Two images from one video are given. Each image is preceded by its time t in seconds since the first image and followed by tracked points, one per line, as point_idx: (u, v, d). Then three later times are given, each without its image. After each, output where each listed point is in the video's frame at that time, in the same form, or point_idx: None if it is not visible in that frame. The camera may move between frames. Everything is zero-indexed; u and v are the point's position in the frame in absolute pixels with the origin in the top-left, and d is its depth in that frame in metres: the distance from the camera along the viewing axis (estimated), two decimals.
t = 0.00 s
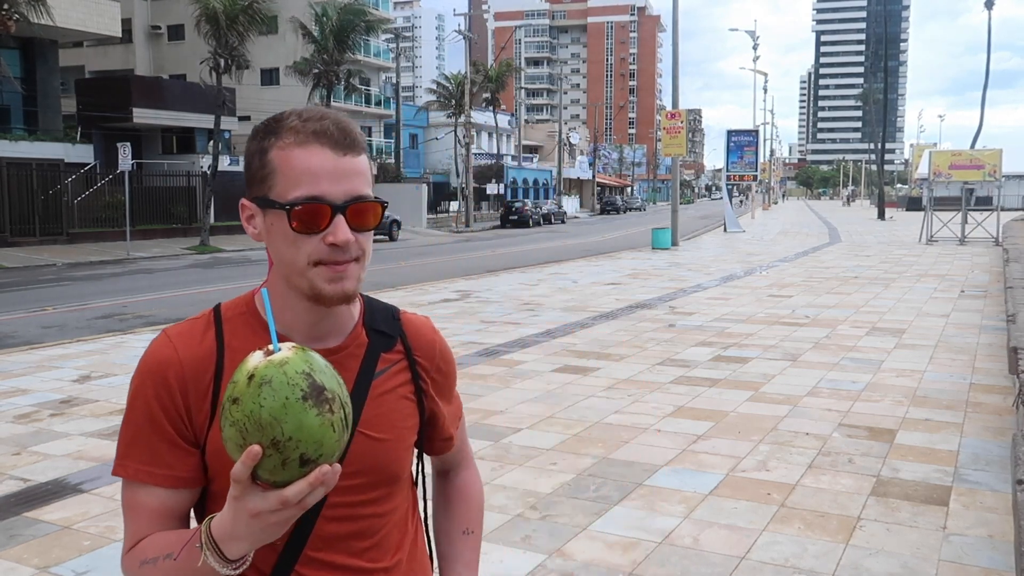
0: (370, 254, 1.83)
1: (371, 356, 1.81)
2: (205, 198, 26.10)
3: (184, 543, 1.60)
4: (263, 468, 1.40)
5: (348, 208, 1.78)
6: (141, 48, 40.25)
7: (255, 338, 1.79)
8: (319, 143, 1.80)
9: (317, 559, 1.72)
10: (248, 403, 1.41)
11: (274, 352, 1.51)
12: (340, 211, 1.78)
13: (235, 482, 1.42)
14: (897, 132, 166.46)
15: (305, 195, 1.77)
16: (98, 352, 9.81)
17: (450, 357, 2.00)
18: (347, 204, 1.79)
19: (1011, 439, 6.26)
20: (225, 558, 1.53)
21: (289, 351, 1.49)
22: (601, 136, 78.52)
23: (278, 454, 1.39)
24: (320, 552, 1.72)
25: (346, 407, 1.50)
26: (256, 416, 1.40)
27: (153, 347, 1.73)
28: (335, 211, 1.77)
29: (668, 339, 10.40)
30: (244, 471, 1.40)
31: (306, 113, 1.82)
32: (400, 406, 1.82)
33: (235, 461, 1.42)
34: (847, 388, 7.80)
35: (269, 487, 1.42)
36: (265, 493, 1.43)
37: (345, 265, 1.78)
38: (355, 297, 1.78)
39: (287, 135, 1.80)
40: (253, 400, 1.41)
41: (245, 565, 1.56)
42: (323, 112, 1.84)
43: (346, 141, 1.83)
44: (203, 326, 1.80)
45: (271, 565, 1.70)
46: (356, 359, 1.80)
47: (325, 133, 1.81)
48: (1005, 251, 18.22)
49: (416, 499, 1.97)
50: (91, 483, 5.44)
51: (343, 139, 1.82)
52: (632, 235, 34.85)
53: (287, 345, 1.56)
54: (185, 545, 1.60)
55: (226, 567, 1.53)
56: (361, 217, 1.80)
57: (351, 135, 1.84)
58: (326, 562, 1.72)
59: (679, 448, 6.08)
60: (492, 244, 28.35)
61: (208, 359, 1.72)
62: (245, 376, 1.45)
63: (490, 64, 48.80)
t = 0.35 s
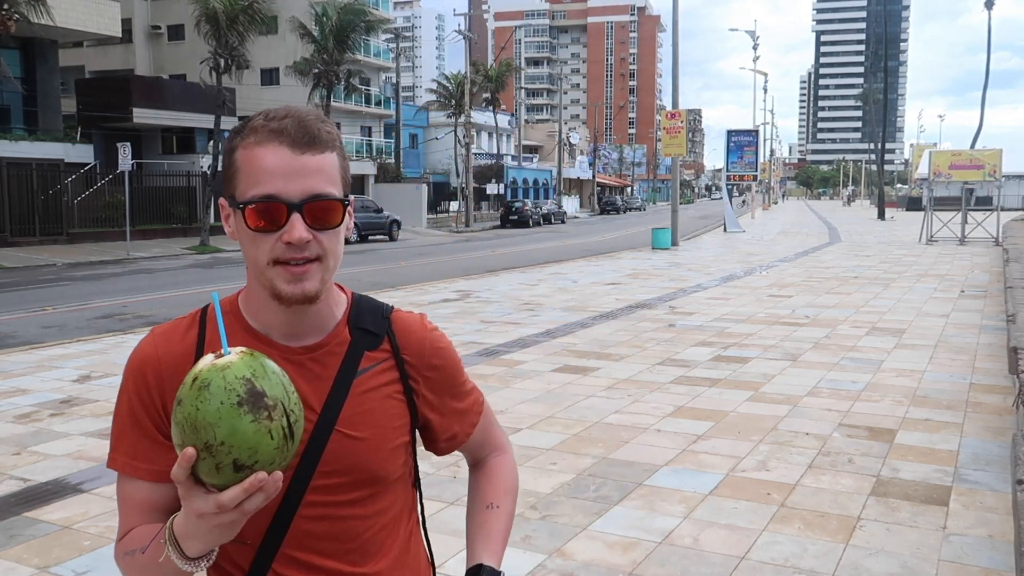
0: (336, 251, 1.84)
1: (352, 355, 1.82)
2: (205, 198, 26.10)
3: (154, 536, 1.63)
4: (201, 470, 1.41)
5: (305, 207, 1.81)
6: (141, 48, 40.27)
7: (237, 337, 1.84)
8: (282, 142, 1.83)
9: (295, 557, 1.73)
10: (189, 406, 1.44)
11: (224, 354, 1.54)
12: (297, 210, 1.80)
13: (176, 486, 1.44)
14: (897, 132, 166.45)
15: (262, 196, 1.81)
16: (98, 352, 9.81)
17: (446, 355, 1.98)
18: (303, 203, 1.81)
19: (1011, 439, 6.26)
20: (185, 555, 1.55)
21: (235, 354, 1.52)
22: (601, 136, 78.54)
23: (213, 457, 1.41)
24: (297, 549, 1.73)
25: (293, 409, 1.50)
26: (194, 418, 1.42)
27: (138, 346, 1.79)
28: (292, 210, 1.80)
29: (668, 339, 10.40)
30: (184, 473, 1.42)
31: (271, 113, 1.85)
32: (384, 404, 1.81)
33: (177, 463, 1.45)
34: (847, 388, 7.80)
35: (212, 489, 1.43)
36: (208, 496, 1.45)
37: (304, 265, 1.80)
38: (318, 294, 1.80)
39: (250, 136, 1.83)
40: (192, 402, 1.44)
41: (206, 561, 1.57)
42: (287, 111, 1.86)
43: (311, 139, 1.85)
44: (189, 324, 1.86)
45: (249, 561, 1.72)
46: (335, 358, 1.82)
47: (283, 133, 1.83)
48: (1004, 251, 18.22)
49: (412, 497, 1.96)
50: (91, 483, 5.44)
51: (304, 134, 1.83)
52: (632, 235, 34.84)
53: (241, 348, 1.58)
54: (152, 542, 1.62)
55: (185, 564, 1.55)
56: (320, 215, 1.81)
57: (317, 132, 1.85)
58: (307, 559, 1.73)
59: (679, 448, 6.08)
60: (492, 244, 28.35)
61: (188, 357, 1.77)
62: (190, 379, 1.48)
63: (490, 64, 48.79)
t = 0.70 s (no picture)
0: (340, 251, 1.83)
1: (358, 361, 1.79)
2: (205, 198, 26.09)
3: (150, 530, 1.67)
4: (174, 475, 1.45)
5: (307, 205, 1.81)
6: (141, 48, 40.27)
7: (247, 336, 1.86)
8: (289, 138, 1.83)
9: (291, 560, 1.73)
10: (168, 410, 1.48)
11: (206, 359, 1.56)
12: (299, 207, 1.81)
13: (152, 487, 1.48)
14: (897, 132, 166.49)
15: (265, 192, 1.82)
16: (98, 352, 9.81)
17: (457, 365, 1.91)
18: (305, 201, 1.81)
19: (1011, 439, 6.26)
20: (174, 553, 1.58)
21: (216, 359, 1.53)
22: (601, 136, 78.58)
23: (185, 463, 1.44)
24: (294, 553, 1.73)
25: (272, 418, 1.51)
26: (171, 424, 1.46)
27: (151, 340, 1.86)
28: (295, 206, 1.80)
29: (668, 339, 10.40)
30: (158, 475, 1.45)
31: (281, 112, 1.86)
32: (389, 412, 1.77)
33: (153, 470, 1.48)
34: (847, 388, 7.80)
35: (187, 496, 1.46)
36: (182, 500, 1.47)
37: (307, 264, 1.80)
38: (320, 295, 1.79)
39: (259, 133, 1.85)
40: (171, 407, 1.47)
41: (196, 560, 1.60)
42: (298, 110, 1.87)
43: (318, 136, 1.85)
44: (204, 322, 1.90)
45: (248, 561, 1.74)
46: (341, 361, 1.80)
47: (291, 130, 1.84)
48: (1004, 251, 18.23)
49: (423, 507, 1.90)
50: (91, 483, 5.44)
51: (311, 132, 1.84)
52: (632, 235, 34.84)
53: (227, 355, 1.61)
54: (146, 537, 1.66)
55: (176, 562, 1.59)
56: (322, 214, 1.81)
57: (326, 129, 1.85)
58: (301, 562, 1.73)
59: (679, 448, 6.08)
60: (492, 244, 28.33)
61: (196, 353, 1.81)
62: (174, 382, 1.52)
63: (490, 64, 48.78)
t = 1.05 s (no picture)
0: (380, 256, 1.82)
1: (395, 377, 1.79)
2: (205, 198, 26.08)
3: (177, 542, 1.67)
4: (207, 490, 1.43)
5: (346, 203, 1.80)
6: (141, 48, 40.29)
7: (279, 345, 1.86)
8: (332, 134, 1.83)
9: None
10: (204, 419, 1.45)
11: (242, 368, 1.54)
12: (338, 204, 1.80)
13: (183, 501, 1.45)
14: (897, 132, 166.43)
15: (303, 190, 1.81)
16: (98, 352, 9.81)
17: (494, 383, 1.91)
18: (343, 198, 1.80)
19: (1011, 439, 6.26)
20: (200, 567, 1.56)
21: (252, 370, 1.51)
22: (601, 136, 78.59)
23: (218, 478, 1.42)
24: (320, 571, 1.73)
25: (310, 431, 1.49)
26: (208, 436, 1.43)
27: (183, 339, 1.86)
28: (334, 203, 1.79)
29: (668, 339, 10.40)
30: (190, 491, 1.43)
31: (324, 110, 1.86)
32: (423, 430, 1.77)
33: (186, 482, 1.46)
34: (847, 389, 7.80)
35: (220, 510, 1.44)
36: (216, 516, 1.45)
37: (343, 266, 1.79)
38: (357, 298, 1.78)
39: (302, 127, 1.84)
40: (207, 418, 1.45)
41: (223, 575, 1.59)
42: (341, 107, 1.87)
43: (361, 134, 1.84)
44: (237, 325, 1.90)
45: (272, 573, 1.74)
46: (377, 375, 1.80)
47: (333, 126, 1.83)
48: (1004, 251, 18.23)
49: (449, 528, 1.92)
50: (91, 483, 5.44)
51: (353, 130, 1.83)
52: (632, 235, 34.84)
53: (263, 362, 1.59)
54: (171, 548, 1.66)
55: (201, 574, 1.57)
56: (361, 214, 1.80)
57: (370, 129, 1.85)
58: None
59: (679, 448, 6.08)
60: (492, 245, 28.32)
61: (227, 358, 1.81)
62: (207, 391, 1.49)
63: (490, 64, 48.76)
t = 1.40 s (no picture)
0: (471, 268, 1.82)
1: (482, 397, 1.79)
2: (205, 198, 26.07)
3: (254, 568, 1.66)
4: (316, 520, 1.40)
5: (439, 211, 1.79)
6: (141, 48, 40.28)
7: (360, 361, 1.85)
8: (427, 137, 1.82)
9: None
10: (310, 441, 1.42)
11: (344, 385, 1.52)
12: (430, 214, 1.80)
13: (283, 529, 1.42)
14: (897, 132, 166.32)
15: (396, 195, 1.81)
16: (98, 352, 9.81)
17: (575, 406, 1.91)
18: (436, 206, 1.80)
19: (1011, 439, 6.26)
20: None
21: (359, 387, 1.50)
22: (601, 137, 78.56)
23: (332, 507, 1.39)
24: None
25: (421, 457, 1.49)
26: (315, 459, 1.40)
27: (255, 351, 1.83)
28: (427, 212, 1.79)
29: (668, 339, 10.39)
30: (296, 520, 1.40)
31: (420, 112, 1.85)
32: (508, 457, 1.77)
33: (288, 508, 1.43)
34: (847, 389, 7.79)
35: (326, 539, 1.41)
36: (319, 543, 1.42)
37: (435, 278, 1.79)
38: (447, 314, 1.78)
39: (396, 129, 1.83)
40: (314, 440, 1.42)
41: None
42: (435, 111, 1.86)
43: (457, 137, 1.83)
44: (312, 336, 1.88)
45: None
46: (464, 396, 1.79)
47: (429, 129, 1.82)
48: (1005, 251, 18.20)
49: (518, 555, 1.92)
50: (91, 483, 5.44)
51: (449, 133, 1.82)
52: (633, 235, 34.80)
53: (364, 378, 1.57)
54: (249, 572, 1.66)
55: None
56: (454, 224, 1.80)
57: (468, 133, 1.84)
58: None
59: (679, 448, 6.08)
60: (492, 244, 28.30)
61: (304, 374, 1.79)
62: (309, 411, 1.47)
63: (490, 64, 48.73)
